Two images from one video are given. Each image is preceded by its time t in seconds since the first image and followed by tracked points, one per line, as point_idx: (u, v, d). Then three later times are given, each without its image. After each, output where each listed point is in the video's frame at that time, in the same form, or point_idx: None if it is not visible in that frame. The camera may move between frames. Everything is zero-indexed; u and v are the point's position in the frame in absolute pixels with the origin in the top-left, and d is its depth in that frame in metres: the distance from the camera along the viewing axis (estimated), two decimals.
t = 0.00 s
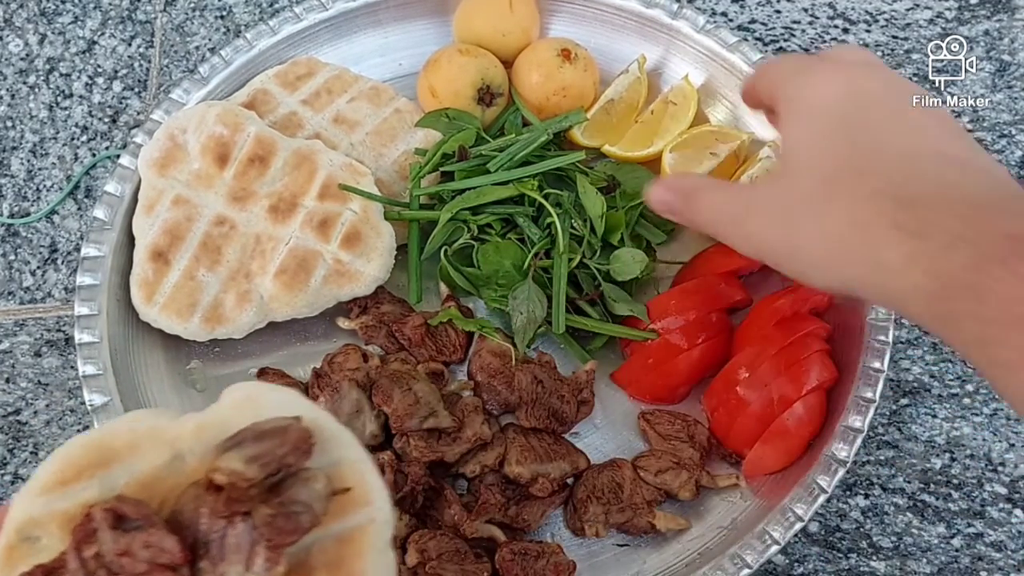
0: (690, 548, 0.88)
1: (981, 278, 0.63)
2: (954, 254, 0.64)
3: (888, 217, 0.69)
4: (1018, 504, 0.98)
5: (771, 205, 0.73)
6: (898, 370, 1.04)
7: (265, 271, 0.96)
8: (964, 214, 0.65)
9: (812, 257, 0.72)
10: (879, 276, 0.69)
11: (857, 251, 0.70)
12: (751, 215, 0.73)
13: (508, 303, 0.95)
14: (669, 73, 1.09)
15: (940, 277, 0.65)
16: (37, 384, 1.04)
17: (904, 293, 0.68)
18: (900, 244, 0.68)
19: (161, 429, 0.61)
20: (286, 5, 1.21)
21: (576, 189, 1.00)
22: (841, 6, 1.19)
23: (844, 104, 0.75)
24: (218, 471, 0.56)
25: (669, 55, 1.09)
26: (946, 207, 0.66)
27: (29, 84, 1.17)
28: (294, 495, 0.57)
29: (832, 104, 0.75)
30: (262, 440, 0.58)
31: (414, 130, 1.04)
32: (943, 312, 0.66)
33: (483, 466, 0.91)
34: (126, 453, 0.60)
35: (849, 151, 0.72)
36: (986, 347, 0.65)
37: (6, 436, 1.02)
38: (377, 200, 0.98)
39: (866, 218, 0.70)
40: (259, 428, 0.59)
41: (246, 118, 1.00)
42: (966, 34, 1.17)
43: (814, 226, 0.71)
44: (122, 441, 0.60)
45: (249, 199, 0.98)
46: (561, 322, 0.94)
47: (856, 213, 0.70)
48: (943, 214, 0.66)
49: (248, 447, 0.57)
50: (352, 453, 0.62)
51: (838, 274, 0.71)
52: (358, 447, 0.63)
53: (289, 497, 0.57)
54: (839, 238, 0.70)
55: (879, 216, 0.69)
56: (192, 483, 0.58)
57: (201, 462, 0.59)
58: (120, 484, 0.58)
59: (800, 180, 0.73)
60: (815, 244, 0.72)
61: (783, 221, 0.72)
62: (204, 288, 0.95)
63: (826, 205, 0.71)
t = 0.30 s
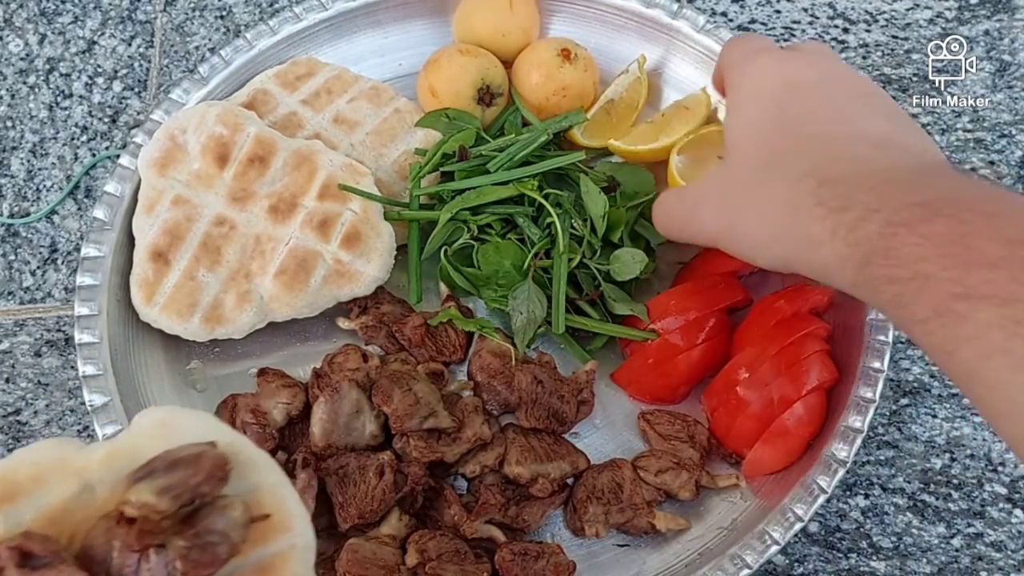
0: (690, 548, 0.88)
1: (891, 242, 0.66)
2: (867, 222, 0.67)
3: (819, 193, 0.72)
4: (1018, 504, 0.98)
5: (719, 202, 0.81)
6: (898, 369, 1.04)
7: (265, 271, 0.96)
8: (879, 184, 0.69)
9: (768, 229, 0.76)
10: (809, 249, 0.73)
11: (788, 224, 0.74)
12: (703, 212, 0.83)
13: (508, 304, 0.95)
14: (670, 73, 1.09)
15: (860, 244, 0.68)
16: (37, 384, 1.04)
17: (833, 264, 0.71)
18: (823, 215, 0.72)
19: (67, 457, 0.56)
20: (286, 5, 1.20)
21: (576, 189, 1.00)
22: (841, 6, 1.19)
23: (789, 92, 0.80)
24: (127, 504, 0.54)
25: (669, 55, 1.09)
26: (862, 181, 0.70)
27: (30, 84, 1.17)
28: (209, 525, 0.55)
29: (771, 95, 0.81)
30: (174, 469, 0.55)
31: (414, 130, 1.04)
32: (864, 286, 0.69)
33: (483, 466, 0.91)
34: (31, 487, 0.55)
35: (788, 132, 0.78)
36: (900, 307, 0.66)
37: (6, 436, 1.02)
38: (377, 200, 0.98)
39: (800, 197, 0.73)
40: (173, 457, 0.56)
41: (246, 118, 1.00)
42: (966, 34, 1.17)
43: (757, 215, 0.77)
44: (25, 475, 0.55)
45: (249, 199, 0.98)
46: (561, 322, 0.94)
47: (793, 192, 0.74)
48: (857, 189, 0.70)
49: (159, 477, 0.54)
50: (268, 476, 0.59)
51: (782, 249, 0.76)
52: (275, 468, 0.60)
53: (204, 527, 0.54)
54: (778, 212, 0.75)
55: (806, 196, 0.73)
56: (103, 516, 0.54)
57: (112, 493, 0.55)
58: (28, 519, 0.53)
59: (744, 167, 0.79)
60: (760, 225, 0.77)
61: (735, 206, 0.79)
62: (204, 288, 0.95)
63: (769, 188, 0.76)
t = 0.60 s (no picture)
0: (691, 548, 0.88)
1: None
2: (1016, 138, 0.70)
3: (947, 130, 0.73)
4: (1018, 503, 0.98)
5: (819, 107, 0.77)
6: (898, 370, 1.04)
7: (265, 271, 0.96)
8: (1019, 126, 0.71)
9: (937, 172, 0.73)
10: (945, 176, 0.72)
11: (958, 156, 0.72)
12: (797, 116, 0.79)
13: (508, 303, 0.95)
14: (670, 72, 1.09)
15: (995, 159, 0.70)
16: (37, 384, 1.04)
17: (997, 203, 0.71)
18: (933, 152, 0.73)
19: (124, 482, 0.56)
20: (286, 5, 1.20)
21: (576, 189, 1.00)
22: (841, 7, 1.19)
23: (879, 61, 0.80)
24: (195, 530, 0.54)
25: (669, 54, 1.09)
26: (992, 128, 0.72)
27: (30, 85, 1.17)
28: (277, 552, 0.54)
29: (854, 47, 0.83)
30: (240, 496, 0.55)
31: (414, 130, 1.04)
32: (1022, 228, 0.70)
33: (483, 466, 0.91)
34: (88, 512, 0.55)
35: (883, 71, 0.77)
36: None
37: (7, 436, 1.02)
38: (377, 200, 0.98)
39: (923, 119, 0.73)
40: (235, 480, 0.56)
41: (246, 118, 1.00)
42: (966, 34, 1.17)
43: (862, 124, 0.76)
44: (80, 499, 0.55)
45: (249, 199, 0.98)
46: (561, 322, 0.94)
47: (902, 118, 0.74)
48: (985, 135, 0.71)
49: (226, 504, 0.55)
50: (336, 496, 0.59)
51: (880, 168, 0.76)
52: (339, 493, 0.59)
53: (272, 554, 0.54)
54: (914, 134, 0.73)
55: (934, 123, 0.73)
56: (161, 542, 0.54)
57: (172, 518, 0.55)
58: (86, 545, 0.54)
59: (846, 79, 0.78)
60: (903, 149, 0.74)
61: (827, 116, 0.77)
62: (204, 288, 0.95)
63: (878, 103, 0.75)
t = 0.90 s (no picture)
0: (690, 548, 0.88)
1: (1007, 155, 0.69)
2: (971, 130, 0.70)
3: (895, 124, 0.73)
4: (1018, 503, 0.98)
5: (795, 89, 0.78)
6: (897, 370, 1.04)
7: (265, 271, 0.96)
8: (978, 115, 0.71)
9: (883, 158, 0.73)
10: (891, 161, 0.73)
11: (906, 137, 0.72)
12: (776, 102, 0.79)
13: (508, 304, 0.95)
14: (670, 72, 1.09)
15: (955, 145, 0.70)
16: (37, 384, 1.04)
17: (933, 179, 0.71)
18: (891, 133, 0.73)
19: (115, 533, 0.50)
20: (286, 5, 1.20)
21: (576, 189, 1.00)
22: (842, 6, 1.19)
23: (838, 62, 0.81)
24: None
25: (669, 55, 1.09)
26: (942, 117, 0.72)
27: (30, 85, 1.17)
28: None
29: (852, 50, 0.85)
30: (235, 544, 0.51)
31: (414, 130, 1.04)
32: (958, 205, 0.71)
33: (483, 466, 0.91)
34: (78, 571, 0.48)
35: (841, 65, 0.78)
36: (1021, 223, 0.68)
37: (7, 436, 1.02)
38: (377, 200, 0.98)
39: (885, 102, 0.74)
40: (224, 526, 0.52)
41: (246, 118, 1.00)
42: (966, 34, 1.17)
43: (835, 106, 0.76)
44: (70, 555, 0.49)
45: (249, 199, 0.98)
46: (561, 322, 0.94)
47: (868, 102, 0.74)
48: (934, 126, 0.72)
49: (220, 554, 0.50)
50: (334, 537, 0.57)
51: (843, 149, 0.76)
52: (329, 536, 0.57)
53: None
54: (865, 124, 0.74)
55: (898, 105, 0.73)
56: None
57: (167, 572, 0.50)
58: None
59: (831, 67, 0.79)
60: (861, 133, 0.74)
61: (788, 104, 0.77)
62: (204, 288, 0.95)
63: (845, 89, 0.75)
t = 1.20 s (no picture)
0: (690, 548, 0.88)
1: (957, 159, 0.63)
2: (929, 138, 0.65)
3: (835, 137, 0.69)
4: (1018, 503, 0.98)
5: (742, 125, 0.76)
6: (898, 370, 1.04)
7: (265, 270, 0.96)
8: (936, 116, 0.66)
9: (829, 176, 0.70)
10: (836, 179, 0.70)
11: (844, 159, 0.69)
12: (735, 134, 0.77)
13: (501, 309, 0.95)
14: (670, 72, 1.09)
15: (904, 157, 0.66)
16: (37, 384, 1.04)
17: (876, 197, 0.67)
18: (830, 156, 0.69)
19: None
20: (286, 5, 1.20)
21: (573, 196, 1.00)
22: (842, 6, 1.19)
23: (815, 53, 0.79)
24: None
25: (669, 55, 1.09)
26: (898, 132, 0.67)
27: (30, 84, 1.17)
28: None
29: (821, 44, 0.79)
30: None
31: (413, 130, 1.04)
32: (897, 215, 0.66)
33: (483, 466, 0.91)
34: None
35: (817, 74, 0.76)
36: (956, 231, 0.62)
37: (6, 436, 1.02)
38: (377, 200, 0.98)
39: (828, 122, 0.70)
40: None
41: (246, 118, 1.00)
42: (966, 34, 1.17)
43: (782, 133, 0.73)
44: None
45: (249, 199, 0.98)
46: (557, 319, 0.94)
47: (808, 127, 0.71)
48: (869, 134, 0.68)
49: None
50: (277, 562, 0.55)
51: (796, 175, 0.72)
52: None
53: None
54: (807, 142, 0.71)
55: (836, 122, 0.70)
56: None
57: None
58: None
59: (792, 89, 0.75)
60: (806, 160, 0.71)
61: (752, 145, 0.75)
62: (204, 288, 0.95)
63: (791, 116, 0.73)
